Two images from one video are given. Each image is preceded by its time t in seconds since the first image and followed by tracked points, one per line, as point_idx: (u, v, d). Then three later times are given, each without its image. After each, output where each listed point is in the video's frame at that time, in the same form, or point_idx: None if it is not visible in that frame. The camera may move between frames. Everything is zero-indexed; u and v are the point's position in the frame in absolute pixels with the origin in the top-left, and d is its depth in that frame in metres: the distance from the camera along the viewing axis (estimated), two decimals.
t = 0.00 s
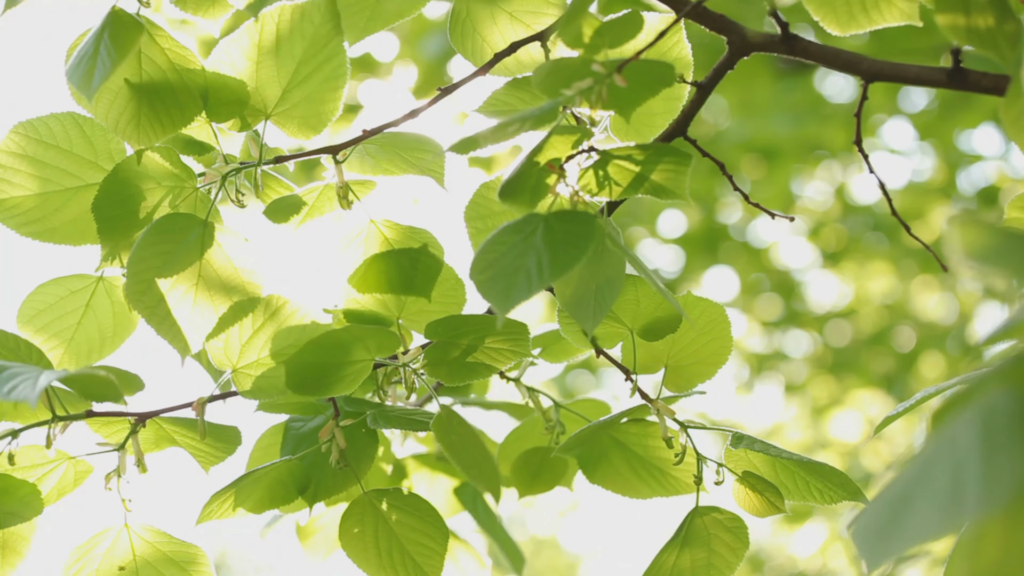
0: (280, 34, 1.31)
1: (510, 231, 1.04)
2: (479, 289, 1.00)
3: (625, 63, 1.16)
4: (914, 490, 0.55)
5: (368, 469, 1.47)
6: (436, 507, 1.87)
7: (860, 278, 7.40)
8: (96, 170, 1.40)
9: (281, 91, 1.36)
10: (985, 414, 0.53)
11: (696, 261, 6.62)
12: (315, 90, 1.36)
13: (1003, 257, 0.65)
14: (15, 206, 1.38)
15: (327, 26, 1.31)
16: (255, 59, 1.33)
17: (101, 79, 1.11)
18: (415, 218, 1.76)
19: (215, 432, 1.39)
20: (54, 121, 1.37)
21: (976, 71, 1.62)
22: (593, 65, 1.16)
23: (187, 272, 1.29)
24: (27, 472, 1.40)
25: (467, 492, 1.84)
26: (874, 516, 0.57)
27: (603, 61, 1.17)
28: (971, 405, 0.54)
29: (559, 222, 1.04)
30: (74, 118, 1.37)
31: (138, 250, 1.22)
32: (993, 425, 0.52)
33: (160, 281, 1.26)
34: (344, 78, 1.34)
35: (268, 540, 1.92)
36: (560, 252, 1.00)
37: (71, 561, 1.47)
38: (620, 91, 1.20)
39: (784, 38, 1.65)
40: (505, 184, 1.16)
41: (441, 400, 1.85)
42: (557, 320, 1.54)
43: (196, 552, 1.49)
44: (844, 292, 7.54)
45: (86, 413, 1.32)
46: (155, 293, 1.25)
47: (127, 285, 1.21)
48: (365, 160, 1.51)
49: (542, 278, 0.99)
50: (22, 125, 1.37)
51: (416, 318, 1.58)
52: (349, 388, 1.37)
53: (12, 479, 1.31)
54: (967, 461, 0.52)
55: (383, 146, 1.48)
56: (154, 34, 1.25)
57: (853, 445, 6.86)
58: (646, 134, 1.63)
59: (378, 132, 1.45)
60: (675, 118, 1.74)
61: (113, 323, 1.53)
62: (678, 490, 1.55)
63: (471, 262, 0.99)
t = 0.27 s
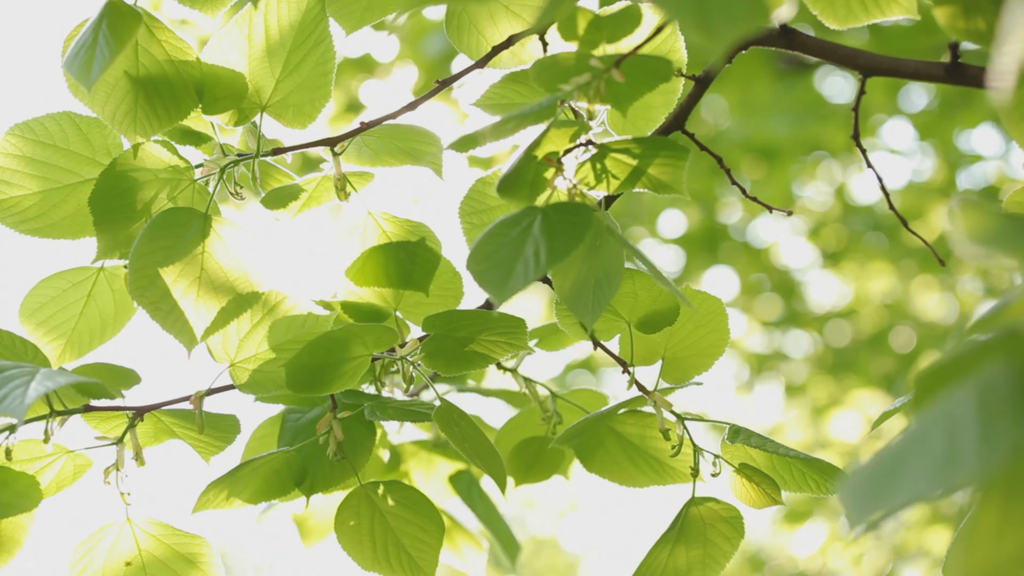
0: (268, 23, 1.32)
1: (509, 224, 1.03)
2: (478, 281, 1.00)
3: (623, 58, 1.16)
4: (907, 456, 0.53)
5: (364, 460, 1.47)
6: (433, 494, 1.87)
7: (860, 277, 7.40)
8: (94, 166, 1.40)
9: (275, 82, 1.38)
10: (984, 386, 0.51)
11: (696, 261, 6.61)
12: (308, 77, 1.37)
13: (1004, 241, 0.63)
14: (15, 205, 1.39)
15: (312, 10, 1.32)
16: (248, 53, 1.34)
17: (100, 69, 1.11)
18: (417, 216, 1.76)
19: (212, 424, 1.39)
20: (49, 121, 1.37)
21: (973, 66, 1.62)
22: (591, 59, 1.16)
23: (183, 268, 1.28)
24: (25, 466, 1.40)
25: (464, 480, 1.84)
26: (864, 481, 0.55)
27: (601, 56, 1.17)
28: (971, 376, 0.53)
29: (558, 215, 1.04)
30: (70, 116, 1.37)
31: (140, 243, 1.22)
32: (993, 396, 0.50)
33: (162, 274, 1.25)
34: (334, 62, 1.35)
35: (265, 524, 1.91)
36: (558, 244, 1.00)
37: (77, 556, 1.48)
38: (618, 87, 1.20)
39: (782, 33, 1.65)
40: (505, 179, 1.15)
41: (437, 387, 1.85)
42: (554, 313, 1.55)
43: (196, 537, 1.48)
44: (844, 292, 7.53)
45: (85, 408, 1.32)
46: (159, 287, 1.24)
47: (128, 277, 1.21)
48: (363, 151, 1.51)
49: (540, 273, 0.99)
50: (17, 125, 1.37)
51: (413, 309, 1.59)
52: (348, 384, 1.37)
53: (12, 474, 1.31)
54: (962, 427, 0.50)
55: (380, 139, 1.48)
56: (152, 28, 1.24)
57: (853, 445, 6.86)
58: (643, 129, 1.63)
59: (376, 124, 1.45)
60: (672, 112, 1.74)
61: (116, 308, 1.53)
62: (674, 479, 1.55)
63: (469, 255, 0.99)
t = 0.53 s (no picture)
0: (273, 19, 1.32)
1: (508, 224, 1.03)
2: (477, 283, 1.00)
3: (622, 56, 1.15)
4: (905, 462, 0.49)
5: (360, 452, 1.47)
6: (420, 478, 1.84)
7: (860, 277, 7.39)
8: (90, 159, 1.40)
9: (275, 76, 1.37)
10: (983, 385, 0.47)
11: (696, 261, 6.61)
12: (308, 75, 1.37)
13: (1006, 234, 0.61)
14: (11, 198, 1.39)
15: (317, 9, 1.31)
16: (250, 48, 1.34)
17: (97, 66, 1.12)
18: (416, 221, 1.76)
19: (210, 418, 1.38)
20: (47, 115, 1.35)
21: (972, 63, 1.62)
22: (590, 57, 1.16)
23: (177, 266, 1.27)
24: (23, 463, 1.40)
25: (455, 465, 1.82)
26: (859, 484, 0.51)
27: (600, 54, 1.17)
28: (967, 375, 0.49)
29: (556, 215, 1.04)
30: (68, 111, 1.36)
31: (135, 238, 1.23)
32: (992, 396, 0.46)
33: (157, 271, 1.26)
34: (337, 63, 1.34)
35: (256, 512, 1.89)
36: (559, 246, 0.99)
37: (68, 548, 1.47)
38: (616, 83, 1.20)
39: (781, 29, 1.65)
40: (502, 175, 1.16)
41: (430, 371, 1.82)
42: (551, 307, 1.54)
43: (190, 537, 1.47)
44: (844, 291, 7.53)
45: (83, 407, 1.32)
46: (156, 279, 1.25)
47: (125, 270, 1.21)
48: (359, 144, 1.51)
49: (540, 272, 0.98)
50: (14, 120, 1.35)
51: (410, 301, 1.59)
52: (349, 378, 1.38)
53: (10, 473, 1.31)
54: (960, 431, 0.46)
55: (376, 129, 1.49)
56: (149, 20, 1.24)
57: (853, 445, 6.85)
58: (641, 124, 1.63)
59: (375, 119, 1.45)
60: (670, 107, 1.74)
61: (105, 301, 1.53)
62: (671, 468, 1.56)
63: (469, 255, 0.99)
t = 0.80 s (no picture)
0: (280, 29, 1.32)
1: (511, 229, 1.03)
2: (481, 289, 1.00)
3: (624, 59, 1.15)
4: (921, 491, 0.54)
5: (361, 457, 1.48)
6: (419, 480, 1.84)
7: (860, 277, 7.39)
8: (90, 161, 1.40)
9: (277, 84, 1.38)
10: (992, 417, 0.54)
11: (696, 261, 6.61)
12: (312, 82, 1.39)
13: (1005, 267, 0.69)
14: (8, 198, 1.38)
15: (326, 20, 1.33)
16: (252, 55, 1.34)
17: (100, 71, 1.11)
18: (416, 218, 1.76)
19: (211, 424, 1.39)
20: (48, 114, 1.36)
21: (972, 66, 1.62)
22: (592, 60, 1.16)
23: (182, 268, 1.28)
24: (24, 468, 1.40)
25: (456, 469, 1.80)
26: (881, 517, 0.55)
27: (601, 56, 1.17)
28: (978, 411, 0.56)
29: (558, 221, 1.03)
30: (70, 111, 1.36)
31: (137, 243, 1.23)
32: (1000, 431, 0.53)
33: (158, 278, 1.25)
34: (344, 72, 1.37)
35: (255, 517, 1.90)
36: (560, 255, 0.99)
37: (71, 557, 1.48)
38: (618, 88, 1.19)
39: (782, 32, 1.65)
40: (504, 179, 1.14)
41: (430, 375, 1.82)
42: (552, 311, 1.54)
43: (196, 546, 1.48)
44: (844, 292, 7.53)
45: (85, 413, 1.32)
46: (157, 288, 1.25)
47: (127, 277, 1.21)
48: (359, 148, 1.52)
49: (543, 278, 0.98)
50: (14, 117, 1.35)
51: (409, 305, 1.59)
52: (348, 386, 1.38)
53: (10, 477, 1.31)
54: (976, 465, 0.52)
55: (376, 135, 1.49)
56: (148, 26, 1.23)
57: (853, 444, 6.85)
58: (642, 127, 1.63)
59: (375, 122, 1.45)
60: (672, 112, 1.74)
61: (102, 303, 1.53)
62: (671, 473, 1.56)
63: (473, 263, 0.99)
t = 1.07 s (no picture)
0: (277, 37, 1.33)
1: (515, 238, 1.03)
2: (485, 299, 1.00)
3: (626, 67, 1.14)
4: (930, 489, 0.54)
5: (367, 467, 1.48)
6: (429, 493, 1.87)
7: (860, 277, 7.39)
8: (96, 176, 1.40)
9: (278, 94, 1.38)
10: (999, 412, 0.53)
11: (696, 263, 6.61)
12: (312, 90, 1.38)
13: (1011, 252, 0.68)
14: (17, 218, 1.39)
15: (323, 26, 1.33)
16: (251, 63, 1.34)
17: (105, 87, 1.12)
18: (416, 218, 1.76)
19: (217, 434, 1.40)
20: (51, 133, 1.36)
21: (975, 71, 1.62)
22: (594, 68, 1.13)
23: (191, 274, 1.28)
24: (31, 484, 1.40)
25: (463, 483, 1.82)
26: (890, 518, 0.55)
27: (603, 64, 1.14)
28: (985, 406, 0.55)
29: (561, 230, 1.04)
30: (70, 127, 1.37)
31: (143, 253, 1.22)
32: (1008, 424, 0.52)
33: (168, 283, 1.25)
34: (342, 77, 1.35)
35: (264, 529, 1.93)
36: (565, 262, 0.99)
37: (81, 573, 1.47)
38: (620, 95, 1.17)
39: (784, 38, 1.65)
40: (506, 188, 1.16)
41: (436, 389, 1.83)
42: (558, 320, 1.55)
43: (200, 551, 1.49)
44: (844, 292, 7.54)
45: (90, 424, 1.32)
46: (161, 301, 1.23)
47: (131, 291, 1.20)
48: (364, 157, 1.53)
49: (546, 285, 0.99)
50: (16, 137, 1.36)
51: (413, 315, 1.58)
52: (357, 390, 1.38)
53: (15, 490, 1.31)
54: (983, 460, 0.51)
55: (381, 145, 1.49)
56: (152, 38, 1.23)
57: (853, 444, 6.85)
58: (645, 135, 1.63)
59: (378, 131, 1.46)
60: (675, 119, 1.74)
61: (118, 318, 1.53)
62: (678, 480, 1.56)
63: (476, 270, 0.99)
